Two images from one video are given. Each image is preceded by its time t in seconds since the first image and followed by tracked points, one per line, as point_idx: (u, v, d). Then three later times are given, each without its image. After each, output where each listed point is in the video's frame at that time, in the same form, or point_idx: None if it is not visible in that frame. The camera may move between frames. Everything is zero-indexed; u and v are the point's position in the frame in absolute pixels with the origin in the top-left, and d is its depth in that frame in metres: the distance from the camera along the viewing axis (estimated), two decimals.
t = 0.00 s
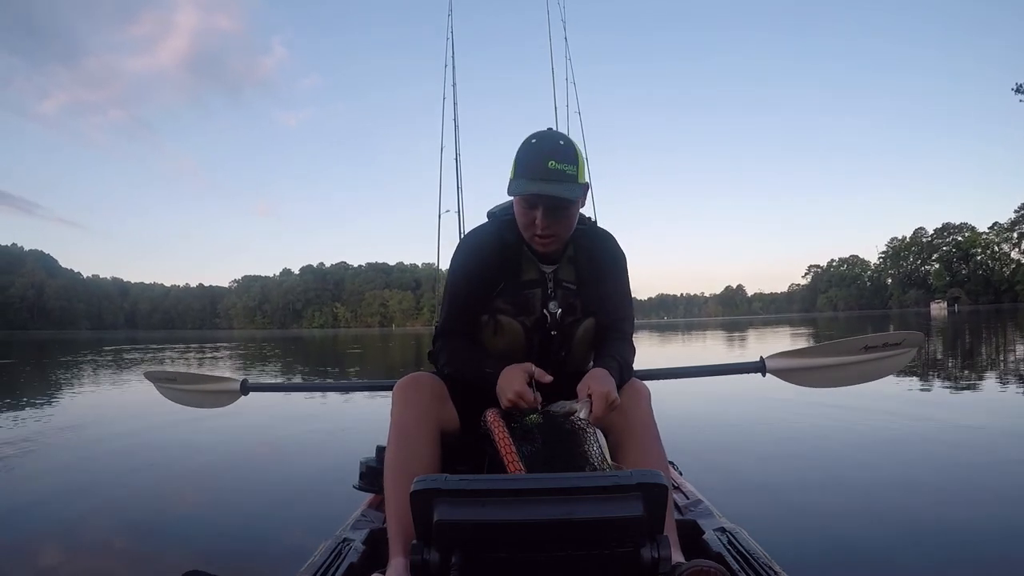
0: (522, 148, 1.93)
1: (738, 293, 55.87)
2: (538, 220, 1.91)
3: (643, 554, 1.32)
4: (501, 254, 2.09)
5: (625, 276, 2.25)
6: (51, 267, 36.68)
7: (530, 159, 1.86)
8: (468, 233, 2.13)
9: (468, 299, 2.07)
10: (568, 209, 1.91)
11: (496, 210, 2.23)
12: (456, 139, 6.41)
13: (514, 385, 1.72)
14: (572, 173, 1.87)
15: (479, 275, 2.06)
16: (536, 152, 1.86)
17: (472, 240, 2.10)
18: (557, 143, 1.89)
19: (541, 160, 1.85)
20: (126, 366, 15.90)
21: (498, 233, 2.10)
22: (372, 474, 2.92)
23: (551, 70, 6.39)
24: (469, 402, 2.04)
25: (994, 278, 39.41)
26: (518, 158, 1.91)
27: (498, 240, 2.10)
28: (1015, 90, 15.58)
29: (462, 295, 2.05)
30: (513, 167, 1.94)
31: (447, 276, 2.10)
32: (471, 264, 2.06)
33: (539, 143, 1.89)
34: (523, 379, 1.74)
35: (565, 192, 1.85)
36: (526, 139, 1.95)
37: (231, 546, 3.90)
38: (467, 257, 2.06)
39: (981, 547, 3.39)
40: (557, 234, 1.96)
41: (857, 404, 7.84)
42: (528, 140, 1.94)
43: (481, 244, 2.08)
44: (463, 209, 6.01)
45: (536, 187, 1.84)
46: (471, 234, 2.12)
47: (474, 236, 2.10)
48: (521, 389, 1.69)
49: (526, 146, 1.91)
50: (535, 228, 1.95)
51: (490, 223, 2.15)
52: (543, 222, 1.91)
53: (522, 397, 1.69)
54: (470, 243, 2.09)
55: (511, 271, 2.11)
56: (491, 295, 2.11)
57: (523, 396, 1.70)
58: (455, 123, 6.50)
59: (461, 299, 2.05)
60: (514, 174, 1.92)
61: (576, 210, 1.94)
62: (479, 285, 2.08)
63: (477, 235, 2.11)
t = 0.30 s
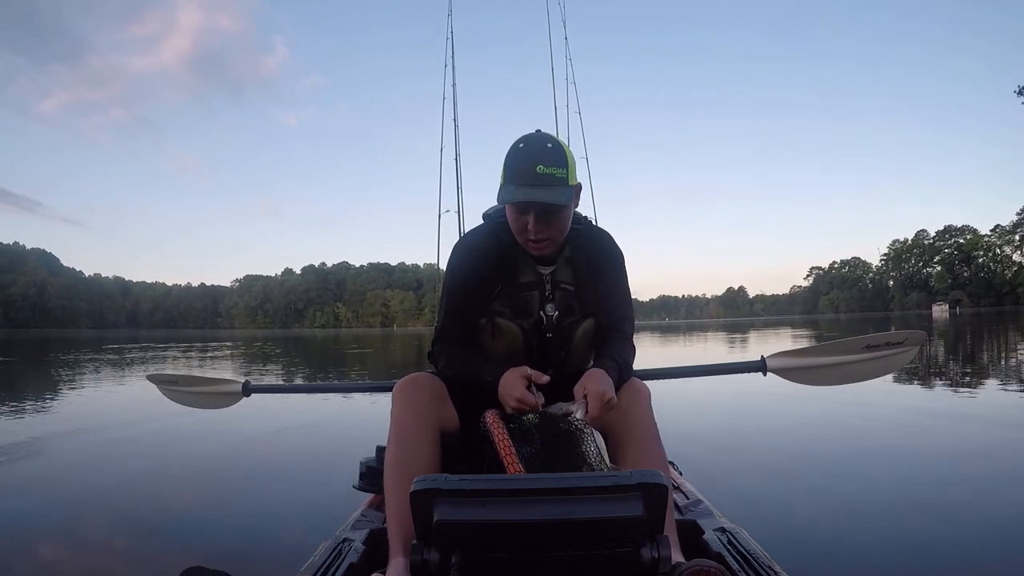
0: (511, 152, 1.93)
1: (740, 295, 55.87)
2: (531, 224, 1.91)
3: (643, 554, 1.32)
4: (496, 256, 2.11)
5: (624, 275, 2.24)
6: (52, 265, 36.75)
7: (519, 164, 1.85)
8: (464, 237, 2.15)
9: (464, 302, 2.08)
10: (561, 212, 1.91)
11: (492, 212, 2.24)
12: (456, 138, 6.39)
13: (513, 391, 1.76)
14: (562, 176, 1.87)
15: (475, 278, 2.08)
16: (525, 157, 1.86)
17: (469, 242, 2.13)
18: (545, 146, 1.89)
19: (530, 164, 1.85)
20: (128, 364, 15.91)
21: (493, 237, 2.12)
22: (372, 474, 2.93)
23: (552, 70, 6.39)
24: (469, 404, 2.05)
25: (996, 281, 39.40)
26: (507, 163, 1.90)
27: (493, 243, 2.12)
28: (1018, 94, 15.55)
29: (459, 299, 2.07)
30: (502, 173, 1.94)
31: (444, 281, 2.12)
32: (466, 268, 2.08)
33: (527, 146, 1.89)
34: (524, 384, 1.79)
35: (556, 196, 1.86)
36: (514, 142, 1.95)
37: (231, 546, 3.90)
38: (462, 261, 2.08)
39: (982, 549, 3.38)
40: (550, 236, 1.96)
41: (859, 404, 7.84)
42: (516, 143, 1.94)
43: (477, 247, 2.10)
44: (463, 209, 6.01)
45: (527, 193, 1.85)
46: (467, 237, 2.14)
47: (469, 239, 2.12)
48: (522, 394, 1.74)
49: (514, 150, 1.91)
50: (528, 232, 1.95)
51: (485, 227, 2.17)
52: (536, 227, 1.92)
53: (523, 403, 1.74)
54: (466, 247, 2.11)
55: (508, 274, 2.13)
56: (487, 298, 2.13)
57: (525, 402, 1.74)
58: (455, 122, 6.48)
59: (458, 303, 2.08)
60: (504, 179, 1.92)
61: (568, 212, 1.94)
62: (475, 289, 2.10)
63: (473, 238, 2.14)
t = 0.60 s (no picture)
0: (506, 153, 1.93)
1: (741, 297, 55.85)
2: (527, 225, 1.91)
3: (643, 554, 1.32)
4: (494, 258, 2.12)
5: (623, 275, 2.24)
6: (54, 262, 36.79)
7: (514, 165, 1.85)
8: (463, 237, 2.16)
9: (462, 303, 2.09)
10: (557, 212, 1.91)
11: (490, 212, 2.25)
12: (456, 137, 6.40)
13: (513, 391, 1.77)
14: (558, 176, 1.87)
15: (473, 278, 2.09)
16: (520, 158, 1.86)
17: (467, 243, 2.14)
18: (540, 147, 1.89)
19: (525, 165, 1.84)
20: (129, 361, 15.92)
21: (491, 238, 2.12)
22: (372, 474, 2.93)
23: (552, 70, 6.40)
24: (469, 404, 2.05)
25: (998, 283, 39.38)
26: (502, 164, 1.90)
27: (490, 243, 2.13)
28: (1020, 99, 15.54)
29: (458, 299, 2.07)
30: (498, 175, 1.94)
31: (443, 281, 2.13)
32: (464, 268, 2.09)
33: (522, 148, 1.89)
34: (524, 385, 1.81)
35: (552, 196, 1.86)
36: (509, 143, 1.95)
37: (231, 544, 3.91)
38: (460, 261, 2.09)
39: (982, 550, 3.38)
40: (547, 236, 1.96)
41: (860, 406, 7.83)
42: (511, 144, 1.94)
43: (475, 247, 2.11)
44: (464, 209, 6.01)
45: (522, 193, 1.84)
46: (465, 238, 2.15)
47: (467, 240, 2.13)
48: (522, 394, 1.75)
49: (509, 152, 1.91)
50: (525, 233, 1.96)
51: (483, 227, 2.18)
52: (532, 227, 1.92)
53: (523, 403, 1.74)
54: (464, 247, 2.12)
55: (506, 274, 2.14)
56: (486, 299, 2.14)
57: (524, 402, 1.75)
58: (455, 121, 6.49)
59: (456, 303, 2.09)
60: (500, 181, 1.92)
61: (565, 211, 1.94)
62: (474, 289, 2.10)
63: (471, 239, 2.14)
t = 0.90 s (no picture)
0: (498, 155, 1.93)
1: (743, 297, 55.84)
2: (522, 225, 1.91)
3: (643, 554, 1.32)
4: (492, 258, 2.12)
5: (622, 274, 2.23)
6: (57, 261, 36.81)
7: (507, 166, 1.86)
8: (460, 238, 2.17)
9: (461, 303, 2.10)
10: (551, 212, 1.91)
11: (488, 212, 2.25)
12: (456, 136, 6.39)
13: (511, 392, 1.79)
14: (551, 175, 1.87)
15: (470, 279, 2.09)
16: (512, 159, 1.86)
17: (464, 244, 2.14)
18: (532, 147, 1.89)
19: (518, 166, 1.85)
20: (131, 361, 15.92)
21: (488, 238, 2.13)
22: (372, 474, 2.93)
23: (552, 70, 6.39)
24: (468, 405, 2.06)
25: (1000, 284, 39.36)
26: (495, 166, 1.91)
27: (487, 244, 2.13)
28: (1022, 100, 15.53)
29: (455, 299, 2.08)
30: (491, 177, 1.94)
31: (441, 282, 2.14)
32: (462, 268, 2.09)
33: (514, 149, 1.89)
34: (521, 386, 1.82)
35: (545, 195, 1.86)
36: (501, 145, 1.95)
37: (232, 543, 3.91)
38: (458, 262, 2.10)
39: (985, 551, 3.37)
40: (542, 236, 1.96)
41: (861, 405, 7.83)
42: (503, 146, 1.94)
43: (472, 248, 2.12)
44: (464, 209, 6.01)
45: (515, 193, 1.84)
46: (463, 239, 2.16)
47: (465, 241, 2.14)
48: (519, 395, 1.76)
49: (501, 153, 1.91)
50: (520, 234, 1.95)
51: (480, 227, 2.18)
52: (527, 227, 1.91)
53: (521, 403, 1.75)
54: (462, 248, 2.13)
55: (504, 275, 2.14)
56: (484, 299, 2.15)
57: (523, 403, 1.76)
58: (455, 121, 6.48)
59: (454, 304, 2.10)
60: (493, 183, 1.92)
61: (559, 210, 1.94)
62: (471, 290, 2.11)
63: (468, 239, 2.15)
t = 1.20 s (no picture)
0: (497, 155, 1.93)
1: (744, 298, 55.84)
2: (521, 226, 1.90)
3: (643, 554, 1.32)
4: (490, 259, 2.13)
5: (622, 274, 2.22)
6: (59, 260, 36.87)
7: (505, 166, 1.86)
8: (459, 239, 2.17)
9: (459, 304, 2.10)
10: (550, 212, 1.90)
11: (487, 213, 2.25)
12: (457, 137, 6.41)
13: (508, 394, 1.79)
14: (549, 175, 1.87)
15: (469, 279, 2.10)
16: (511, 159, 1.87)
17: (463, 245, 2.14)
18: (531, 147, 1.89)
19: (516, 166, 1.85)
20: (132, 359, 15.95)
21: (487, 239, 2.13)
22: (372, 474, 2.93)
23: (552, 71, 6.41)
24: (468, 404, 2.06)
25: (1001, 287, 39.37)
26: (494, 166, 1.91)
27: (485, 244, 2.14)
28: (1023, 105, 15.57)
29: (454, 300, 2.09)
30: (490, 177, 1.95)
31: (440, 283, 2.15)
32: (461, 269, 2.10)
33: (513, 149, 1.89)
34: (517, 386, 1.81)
35: (544, 195, 1.86)
36: (500, 145, 1.95)
37: (231, 542, 3.91)
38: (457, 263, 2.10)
39: (985, 552, 3.36)
40: (542, 236, 1.96)
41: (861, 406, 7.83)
42: (502, 146, 1.94)
43: (471, 249, 2.12)
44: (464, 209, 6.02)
45: (514, 193, 1.85)
46: (462, 239, 2.16)
47: (464, 242, 2.14)
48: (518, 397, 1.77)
49: (500, 153, 1.91)
50: (520, 234, 1.95)
51: (479, 228, 2.18)
52: (526, 228, 1.91)
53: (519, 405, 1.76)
54: (461, 248, 2.13)
55: (503, 275, 2.14)
56: (483, 300, 2.15)
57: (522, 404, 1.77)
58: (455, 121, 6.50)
59: (453, 305, 2.10)
60: (492, 184, 1.92)
61: (558, 210, 1.94)
62: (469, 290, 2.11)
63: (467, 240, 2.15)
